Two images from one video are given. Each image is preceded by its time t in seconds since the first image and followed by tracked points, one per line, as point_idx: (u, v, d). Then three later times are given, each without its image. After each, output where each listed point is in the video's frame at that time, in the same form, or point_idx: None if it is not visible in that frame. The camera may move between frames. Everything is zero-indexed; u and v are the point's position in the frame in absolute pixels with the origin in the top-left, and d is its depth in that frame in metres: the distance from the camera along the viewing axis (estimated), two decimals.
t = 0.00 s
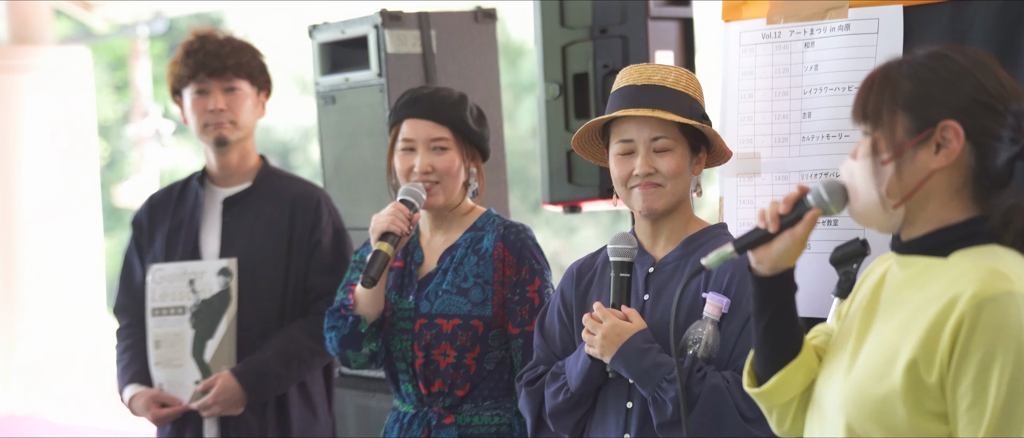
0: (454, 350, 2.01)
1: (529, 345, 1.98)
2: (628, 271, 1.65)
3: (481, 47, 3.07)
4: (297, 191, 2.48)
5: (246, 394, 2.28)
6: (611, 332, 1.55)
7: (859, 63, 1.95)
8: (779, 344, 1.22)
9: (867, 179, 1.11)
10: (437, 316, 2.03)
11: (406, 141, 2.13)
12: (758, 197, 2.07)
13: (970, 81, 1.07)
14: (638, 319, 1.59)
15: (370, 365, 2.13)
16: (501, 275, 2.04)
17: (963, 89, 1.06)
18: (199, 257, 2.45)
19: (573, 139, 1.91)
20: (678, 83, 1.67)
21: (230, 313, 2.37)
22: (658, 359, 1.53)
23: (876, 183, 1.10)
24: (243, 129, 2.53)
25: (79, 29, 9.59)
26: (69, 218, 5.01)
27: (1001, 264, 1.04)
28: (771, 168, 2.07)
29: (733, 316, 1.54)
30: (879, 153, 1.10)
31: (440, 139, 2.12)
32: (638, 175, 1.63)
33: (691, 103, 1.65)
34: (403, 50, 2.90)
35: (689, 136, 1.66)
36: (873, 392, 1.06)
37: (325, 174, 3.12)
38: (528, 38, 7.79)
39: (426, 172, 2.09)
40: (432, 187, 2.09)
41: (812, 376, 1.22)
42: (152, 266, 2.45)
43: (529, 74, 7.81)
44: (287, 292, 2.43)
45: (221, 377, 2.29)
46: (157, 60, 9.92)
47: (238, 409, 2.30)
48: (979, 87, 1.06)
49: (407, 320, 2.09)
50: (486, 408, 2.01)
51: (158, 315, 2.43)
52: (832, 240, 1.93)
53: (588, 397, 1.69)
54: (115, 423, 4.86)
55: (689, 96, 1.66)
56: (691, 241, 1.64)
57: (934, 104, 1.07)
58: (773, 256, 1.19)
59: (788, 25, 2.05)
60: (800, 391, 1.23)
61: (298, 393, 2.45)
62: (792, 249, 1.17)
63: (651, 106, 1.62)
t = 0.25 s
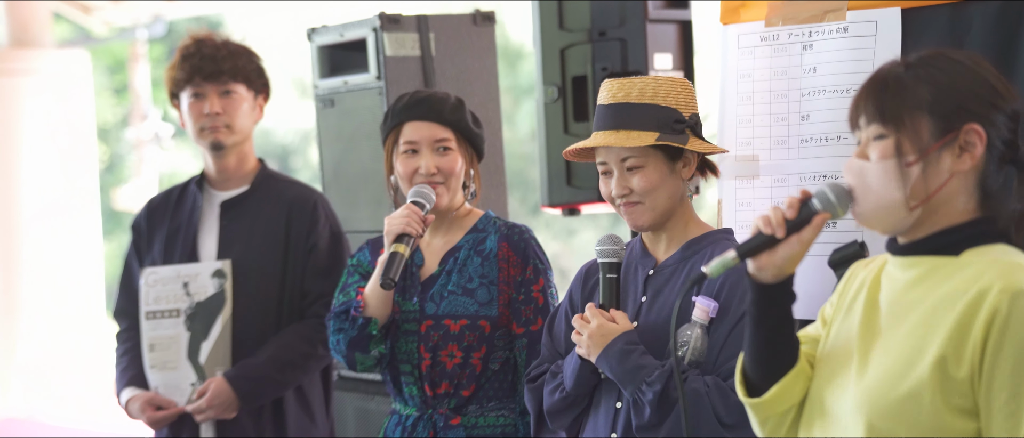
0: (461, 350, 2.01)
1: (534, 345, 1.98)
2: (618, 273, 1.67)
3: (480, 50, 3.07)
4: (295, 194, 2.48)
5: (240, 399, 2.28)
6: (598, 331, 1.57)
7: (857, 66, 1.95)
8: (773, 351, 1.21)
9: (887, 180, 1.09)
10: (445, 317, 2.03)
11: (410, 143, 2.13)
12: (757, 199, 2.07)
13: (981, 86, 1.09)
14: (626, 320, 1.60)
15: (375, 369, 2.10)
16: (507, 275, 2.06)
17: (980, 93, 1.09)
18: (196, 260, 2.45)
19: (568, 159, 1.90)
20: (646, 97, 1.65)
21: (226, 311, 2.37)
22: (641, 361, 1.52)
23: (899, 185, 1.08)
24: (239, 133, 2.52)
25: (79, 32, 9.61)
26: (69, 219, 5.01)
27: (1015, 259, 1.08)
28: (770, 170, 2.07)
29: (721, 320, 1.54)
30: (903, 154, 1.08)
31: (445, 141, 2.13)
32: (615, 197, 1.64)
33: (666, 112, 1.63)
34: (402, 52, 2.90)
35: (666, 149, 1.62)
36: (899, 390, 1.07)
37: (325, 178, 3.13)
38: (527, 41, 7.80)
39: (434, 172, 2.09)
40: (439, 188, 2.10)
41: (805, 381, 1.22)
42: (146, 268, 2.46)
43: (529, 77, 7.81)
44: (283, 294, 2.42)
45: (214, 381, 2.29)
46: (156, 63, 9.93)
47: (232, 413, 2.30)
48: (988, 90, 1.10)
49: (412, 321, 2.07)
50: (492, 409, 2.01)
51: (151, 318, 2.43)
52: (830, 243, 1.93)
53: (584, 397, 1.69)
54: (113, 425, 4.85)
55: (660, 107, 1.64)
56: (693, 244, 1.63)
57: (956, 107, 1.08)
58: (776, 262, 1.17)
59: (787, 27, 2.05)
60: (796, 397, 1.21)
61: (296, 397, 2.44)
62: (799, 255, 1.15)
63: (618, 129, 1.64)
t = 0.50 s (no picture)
0: (462, 352, 2.00)
1: (533, 345, 1.98)
2: (604, 278, 1.67)
3: (480, 52, 3.07)
4: (294, 196, 2.47)
5: (239, 400, 2.28)
6: (574, 336, 1.59)
7: (857, 68, 1.95)
8: (769, 360, 1.17)
9: (888, 183, 1.08)
10: (446, 318, 2.03)
11: (410, 146, 2.12)
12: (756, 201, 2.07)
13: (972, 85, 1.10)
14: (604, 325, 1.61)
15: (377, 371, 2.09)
16: (507, 276, 2.06)
17: (973, 92, 1.09)
18: (196, 262, 2.45)
19: (574, 149, 1.92)
20: (643, 96, 1.65)
21: (226, 315, 2.37)
22: (610, 367, 1.53)
23: (902, 187, 1.07)
24: (238, 135, 2.52)
25: (78, 33, 9.61)
26: (69, 218, 5.01)
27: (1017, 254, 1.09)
28: (770, 172, 2.06)
29: (696, 327, 1.52)
30: (904, 156, 1.07)
31: (444, 145, 2.13)
32: (607, 192, 1.65)
33: (660, 113, 1.63)
34: (402, 54, 2.90)
35: (657, 149, 1.61)
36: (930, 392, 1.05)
37: (324, 180, 3.12)
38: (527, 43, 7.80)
39: (433, 176, 2.09)
40: (439, 191, 2.10)
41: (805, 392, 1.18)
42: (145, 270, 2.46)
43: (528, 79, 7.82)
44: (281, 296, 2.42)
45: (213, 382, 2.29)
46: (156, 65, 9.93)
47: (230, 415, 2.29)
48: (979, 92, 1.10)
49: (413, 323, 2.06)
50: (493, 410, 2.01)
51: (150, 320, 2.43)
52: (830, 245, 1.93)
53: (582, 398, 1.68)
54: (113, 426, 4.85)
55: (654, 108, 1.63)
56: (686, 247, 1.62)
57: (951, 107, 1.07)
58: (781, 270, 1.14)
59: (787, 29, 2.05)
60: (798, 408, 1.18)
61: (295, 399, 2.44)
62: (806, 260, 1.13)
63: (614, 125, 1.66)
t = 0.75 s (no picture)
0: (461, 353, 2.00)
1: (533, 346, 1.98)
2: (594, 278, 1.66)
3: (480, 53, 3.07)
4: (293, 197, 2.47)
5: (239, 401, 2.28)
6: (562, 336, 1.60)
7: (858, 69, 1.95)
8: (762, 362, 1.17)
9: (878, 178, 1.08)
10: (444, 320, 2.02)
11: (410, 149, 2.12)
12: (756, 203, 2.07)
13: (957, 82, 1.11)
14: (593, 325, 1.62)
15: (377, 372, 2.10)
16: (506, 277, 2.06)
17: (959, 90, 1.10)
18: (195, 263, 2.45)
19: (591, 133, 1.92)
20: (670, 89, 1.65)
21: (226, 316, 2.37)
22: (594, 367, 1.53)
23: (891, 182, 1.07)
24: (238, 136, 2.52)
25: (78, 35, 9.60)
26: (69, 218, 5.00)
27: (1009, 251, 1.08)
28: (770, 174, 2.07)
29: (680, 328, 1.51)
30: (894, 152, 1.07)
31: (444, 147, 2.13)
32: (613, 179, 1.66)
33: (681, 111, 1.62)
34: (402, 55, 2.90)
35: (671, 143, 1.61)
36: (930, 395, 1.04)
37: (324, 181, 3.12)
38: (526, 44, 7.80)
39: (433, 180, 2.09)
40: (439, 193, 2.10)
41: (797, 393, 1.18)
42: (145, 271, 2.46)
43: (527, 80, 7.82)
44: (281, 297, 2.42)
45: (213, 383, 2.29)
46: (155, 67, 9.93)
47: (232, 415, 2.29)
48: (970, 92, 1.11)
49: (412, 324, 2.06)
50: (492, 411, 2.00)
51: (151, 321, 2.43)
52: (829, 245, 1.93)
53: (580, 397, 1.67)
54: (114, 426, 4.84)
55: (676, 104, 1.63)
56: (680, 248, 1.61)
57: (938, 103, 1.08)
58: (774, 272, 1.13)
59: (787, 30, 2.05)
60: (790, 409, 1.18)
61: (295, 401, 2.43)
62: (798, 261, 1.12)
63: (636, 114, 1.66)
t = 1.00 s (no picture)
0: (462, 348, 2.00)
1: (535, 341, 1.98)
2: (605, 272, 1.69)
3: (482, 49, 3.06)
4: (294, 193, 2.47)
5: (242, 396, 2.28)
6: (575, 330, 1.59)
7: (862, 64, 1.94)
8: (763, 361, 1.16)
9: (874, 182, 1.07)
10: (446, 315, 2.02)
11: (410, 154, 2.12)
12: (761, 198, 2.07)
13: (949, 77, 1.10)
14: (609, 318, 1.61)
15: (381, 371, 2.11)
16: (508, 272, 2.06)
17: (952, 85, 1.10)
18: (197, 257, 2.45)
19: (588, 137, 1.92)
20: (665, 88, 1.65)
21: (228, 310, 2.37)
22: (608, 361, 1.52)
23: (888, 186, 1.07)
24: (240, 132, 2.52)
25: (81, 31, 9.60)
26: (67, 218, 5.00)
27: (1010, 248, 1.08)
28: (772, 169, 2.07)
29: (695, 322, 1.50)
30: (890, 156, 1.07)
31: (446, 151, 2.12)
32: (618, 182, 1.65)
33: (681, 109, 1.62)
34: (404, 50, 2.89)
35: (673, 143, 1.61)
36: (923, 392, 1.04)
37: (326, 177, 3.12)
38: (528, 39, 7.78)
39: (435, 184, 2.09)
40: (441, 197, 2.10)
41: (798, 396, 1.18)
42: (147, 266, 2.46)
43: (529, 76, 7.81)
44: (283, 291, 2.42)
45: (216, 377, 2.29)
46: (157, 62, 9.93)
47: (234, 410, 2.29)
48: (963, 89, 1.10)
49: (413, 320, 2.06)
50: (494, 406, 2.00)
51: (153, 315, 2.43)
52: (832, 240, 1.94)
53: (585, 394, 1.68)
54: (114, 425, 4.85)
55: (675, 102, 1.62)
56: (688, 244, 1.62)
57: (931, 101, 1.08)
58: (769, 276, 1.13)
59: (790, 25, 2.05)
60: (791, 412, 1.18)
61: (297, 397, 2.44)
62: (793, 264, 1.12)
63: (633, 117, 1.65)
